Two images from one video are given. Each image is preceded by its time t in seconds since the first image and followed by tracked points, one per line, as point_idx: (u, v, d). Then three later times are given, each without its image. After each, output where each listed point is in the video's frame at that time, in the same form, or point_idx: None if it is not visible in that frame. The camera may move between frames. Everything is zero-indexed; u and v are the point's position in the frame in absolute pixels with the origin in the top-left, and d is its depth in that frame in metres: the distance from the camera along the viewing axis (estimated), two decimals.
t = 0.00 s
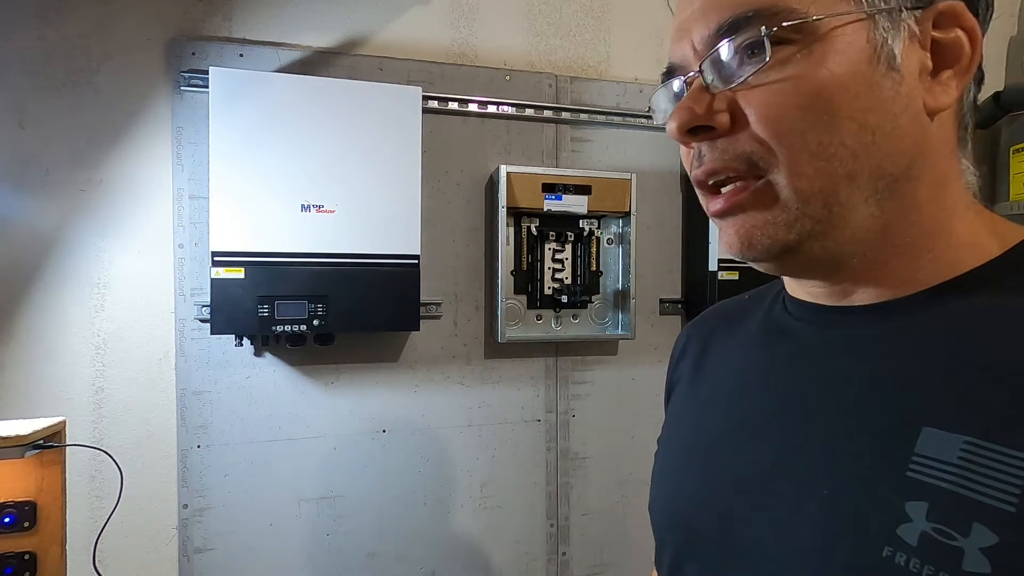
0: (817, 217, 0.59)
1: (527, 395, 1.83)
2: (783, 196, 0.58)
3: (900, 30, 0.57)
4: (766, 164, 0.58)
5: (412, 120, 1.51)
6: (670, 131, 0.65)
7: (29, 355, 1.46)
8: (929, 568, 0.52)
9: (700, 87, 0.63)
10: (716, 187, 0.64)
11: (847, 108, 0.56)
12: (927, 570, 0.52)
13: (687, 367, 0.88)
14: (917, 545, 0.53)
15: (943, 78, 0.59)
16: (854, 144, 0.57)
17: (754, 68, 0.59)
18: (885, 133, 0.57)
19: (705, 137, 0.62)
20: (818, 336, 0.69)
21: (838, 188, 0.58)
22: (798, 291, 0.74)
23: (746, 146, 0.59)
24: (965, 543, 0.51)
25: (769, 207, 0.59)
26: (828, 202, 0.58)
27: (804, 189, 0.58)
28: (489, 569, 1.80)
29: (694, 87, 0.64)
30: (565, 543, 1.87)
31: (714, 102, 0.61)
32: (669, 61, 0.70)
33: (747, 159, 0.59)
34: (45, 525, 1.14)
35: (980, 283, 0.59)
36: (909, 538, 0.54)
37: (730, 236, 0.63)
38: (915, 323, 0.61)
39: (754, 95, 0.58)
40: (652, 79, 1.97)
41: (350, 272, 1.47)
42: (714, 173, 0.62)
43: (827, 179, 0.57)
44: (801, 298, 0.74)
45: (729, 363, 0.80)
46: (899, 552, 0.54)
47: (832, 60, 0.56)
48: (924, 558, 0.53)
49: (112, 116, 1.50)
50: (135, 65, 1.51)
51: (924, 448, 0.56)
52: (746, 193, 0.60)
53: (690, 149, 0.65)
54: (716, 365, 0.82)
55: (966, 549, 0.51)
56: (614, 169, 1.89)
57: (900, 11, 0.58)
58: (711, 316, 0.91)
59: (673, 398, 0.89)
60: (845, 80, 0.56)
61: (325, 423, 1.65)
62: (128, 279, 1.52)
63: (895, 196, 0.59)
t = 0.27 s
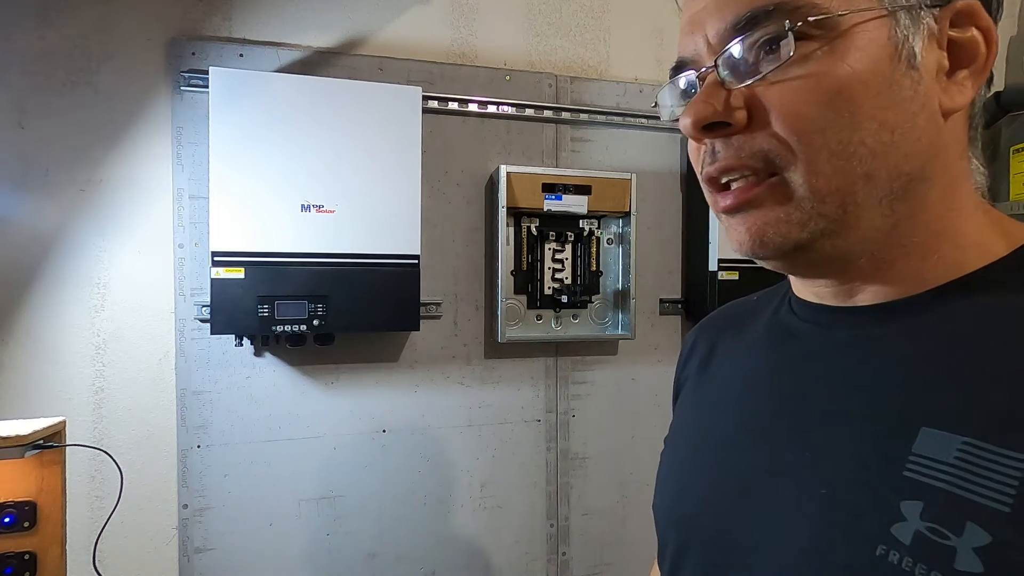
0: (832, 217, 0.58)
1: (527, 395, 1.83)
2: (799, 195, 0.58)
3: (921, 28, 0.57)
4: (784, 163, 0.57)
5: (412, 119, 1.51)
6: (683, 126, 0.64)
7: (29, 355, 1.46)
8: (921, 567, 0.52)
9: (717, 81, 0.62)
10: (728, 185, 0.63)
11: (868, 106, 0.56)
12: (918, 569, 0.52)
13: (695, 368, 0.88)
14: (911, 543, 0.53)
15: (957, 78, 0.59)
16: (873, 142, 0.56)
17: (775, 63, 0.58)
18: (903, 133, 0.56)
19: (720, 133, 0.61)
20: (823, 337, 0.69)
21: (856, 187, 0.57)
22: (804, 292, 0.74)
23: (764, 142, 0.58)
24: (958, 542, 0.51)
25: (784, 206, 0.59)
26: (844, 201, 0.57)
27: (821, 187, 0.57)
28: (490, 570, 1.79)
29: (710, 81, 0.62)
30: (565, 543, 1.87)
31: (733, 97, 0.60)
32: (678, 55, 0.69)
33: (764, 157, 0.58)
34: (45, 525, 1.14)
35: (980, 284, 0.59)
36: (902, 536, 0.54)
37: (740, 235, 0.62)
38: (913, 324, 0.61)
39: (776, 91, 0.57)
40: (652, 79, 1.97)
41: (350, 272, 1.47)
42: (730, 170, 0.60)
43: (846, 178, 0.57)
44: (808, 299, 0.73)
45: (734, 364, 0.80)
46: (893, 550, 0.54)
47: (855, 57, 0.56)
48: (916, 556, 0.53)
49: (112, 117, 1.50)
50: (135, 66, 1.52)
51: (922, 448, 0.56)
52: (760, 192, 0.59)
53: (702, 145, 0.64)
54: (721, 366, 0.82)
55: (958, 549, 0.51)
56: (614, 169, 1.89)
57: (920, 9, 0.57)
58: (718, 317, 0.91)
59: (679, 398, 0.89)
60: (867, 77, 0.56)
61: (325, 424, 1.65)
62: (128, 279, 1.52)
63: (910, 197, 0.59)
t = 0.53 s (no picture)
0: (852, 217, 0.58)
1: (527, 395, 1.83)
2: (821, 195, 0.57)
3: (935, 28, 0.57)
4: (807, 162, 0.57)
5: (412, 119, 1.51)
6: (699, 128, 0.63)
7: (28, 355, 1.46)
8: (929, 571, 0.52)
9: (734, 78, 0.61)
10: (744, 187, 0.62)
11: (888, 106, 0.55)
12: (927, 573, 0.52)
13: (696, 368, 0.88)
14: (918, 547, 0.53)
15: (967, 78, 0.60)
16: (893, 142, 0.56)
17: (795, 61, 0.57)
18: (921, 133, 0.56)
19: (740, 133, 0.60)
20: (824, 337, 0.69)
21: (876, 187, 0.56)
22: (807, 292, 0.74)
23: (787, 141, 0.57)
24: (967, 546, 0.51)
25: (804, 206, 0.58)
26: (864, 202, 0.57)
27: (842, 187, 0.56)
28: (490, 569, 1.79)
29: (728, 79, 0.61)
30: (565, 543, 1.87)
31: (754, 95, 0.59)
32: (685, 53, 0.70)
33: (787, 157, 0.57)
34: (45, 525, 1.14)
35: (980, 285, 0.59)
36: (909, 539, 0.54)
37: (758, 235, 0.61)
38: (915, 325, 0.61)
39: (798, 89, 0.57)
40: (652, 79, 1.97)
41: (350, 272, 1.47)
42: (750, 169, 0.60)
43: (867, 178, 0.56)
44: (810, 300, 0.73)
45: (736, 364, 0.80)
46: (899, 553, 0.54)
47: (875, 55, 0.55)
48: (924, 560, 0.52)
49: (112, 117, 1.50)
50: (135, 66, 1.52)
51: (928, 450, 0.55)
52: (781, 192, 0.59)
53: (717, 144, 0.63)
54: (722, 366, 0.82)
55: (967, 553, 0.51)
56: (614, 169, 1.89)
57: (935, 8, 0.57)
58: (720, 317, 0.91)
59: (681, 398, 0.89)
60: (887, 76, 0.55)
61: (325, 423, 1.65)
62: (128, 279, 1.52)
63: (924, 197, 0.58)
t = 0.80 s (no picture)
0: (915, 211, 0.56)
1: (527, 395, 1.83)
2: (892, 185, 0.55)
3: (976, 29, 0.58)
4: (882, 150, 0.54)
5: (412, 119, 1.51)
6: (763, 108, 0.59)
7: (29, 355, 1.46)
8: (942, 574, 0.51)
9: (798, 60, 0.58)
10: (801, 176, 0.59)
11: (952, 99, 0.55)
12: None
13: (698, 368, 0.88)
14: (930, 550, 0.53)
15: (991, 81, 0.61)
16: (953, 136, 0.55)
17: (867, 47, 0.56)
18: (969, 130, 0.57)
19: (811, 116, 0.56)
20: (828, 338, 0.69)
21: (939, 180, 0.55)
22: (811, 292, 0.74)
23: (864, 126, 0.54)
24: (980, 549, 0.50)
25: (875, 197, 0.55)
26: (929, 195, 0.55)
27: (912, 178, 0.54)
28: (490, 569, 1.79)
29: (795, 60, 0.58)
30: (565, 543, 1.87)
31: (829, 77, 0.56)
32: (727, 26, 0.67)
33: (862, 145, 0.54)
34: (45, 525, 1.14)
35: (984, 286, 0.60)
36: (921, 542, 0.54)
37: (818, 228, 0.58)
38: (918, 326, 0.61)
39: (874, 75, 0.55)
40: (652, 79, 1.97)
41: (350, 272, 1.47)
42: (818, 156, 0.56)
43: (933, 171, 0.55)
44: (816, 299, 0.73)
45: (737, 364, 0.80)
46: (911, 557, 0.54)
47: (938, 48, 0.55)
48: (937, 563, 0.52)
49: (112, 117, 1.50)
50: (135, 66, 1.51)
51: (939, 453, 0.55)
52: (854, 181, 0.55)
53: (776, 129, 0.59)
54: (724, 365, 0.82)
55: (980, 556, 0.50)
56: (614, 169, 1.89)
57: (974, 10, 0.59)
58: (720, 316, 0.91)
59: (681, 398, 0.89)
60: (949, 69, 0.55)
61: (324, 423, 1.65)
62: (129, 279, 1.52)
63: (964, 195, 0.58)
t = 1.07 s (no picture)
0: (895, 222, 0.56)
1: (527, 395, 1.83)
2: (870, 199, 0.54)
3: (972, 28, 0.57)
4: (858, 166, 0.54)
5: (412, 119, 1.51)
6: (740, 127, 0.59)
7: (28, 355, 1.46)
8: (940, 566, 0.52)
9: (772, 80, 0.58)
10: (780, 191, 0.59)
11: (932, 109, 0.54)
12: (937, 567, 0.52)
13: (701, 368, 0.88)
14: (928, 542, 0.53)
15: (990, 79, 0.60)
16: (939, 146, 0.54)
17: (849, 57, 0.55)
18: (960, 135, 0.55)
19: (785, 134, 0.57)
20: (830, 337, 0.69)
21: (922, 191, 0.55)
22: (816, 293, 0.74)
23: (840, 142, 0.54)
24: (977, 540, 0.51)
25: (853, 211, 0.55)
26: (908, 208, 0.55)
27: (891, 192, 0.54)
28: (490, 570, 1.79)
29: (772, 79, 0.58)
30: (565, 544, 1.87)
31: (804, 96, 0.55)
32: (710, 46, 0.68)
33: (835, 161, 0.54)
34: (45, 525, 1.14)
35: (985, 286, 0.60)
36: (919, 535, 0.54)
37: (797, 242, 0.58)
38: (918, 325, 0.61)
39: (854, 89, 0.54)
40: (652, 79, 1.97)
41: (350, 272, 1.47)
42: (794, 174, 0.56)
43: (915, 182, 0.54)
44: (820, 300, 0.73)
45: (742, 364, 0.80)
46: (909, 549, 0.54)
47: (924, 55, 0.54)
48: (935, 555, 0.52)
49: (112, 117, 1.50)
50: (134, 66, 1.51)
51: (937, 447, 0.55)
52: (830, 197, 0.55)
53: (754, 146, 0.59)
54: (728, 366, 0.82)
55: (978, 547, 0.50)
56: (614, 169, 1.89)
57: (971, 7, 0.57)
58: (723, 318, 0.91)
59: (684, 398, 0.89)
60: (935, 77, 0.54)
61: (324, 423, 1.65)
62: (129, 279, 1.52)
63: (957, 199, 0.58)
